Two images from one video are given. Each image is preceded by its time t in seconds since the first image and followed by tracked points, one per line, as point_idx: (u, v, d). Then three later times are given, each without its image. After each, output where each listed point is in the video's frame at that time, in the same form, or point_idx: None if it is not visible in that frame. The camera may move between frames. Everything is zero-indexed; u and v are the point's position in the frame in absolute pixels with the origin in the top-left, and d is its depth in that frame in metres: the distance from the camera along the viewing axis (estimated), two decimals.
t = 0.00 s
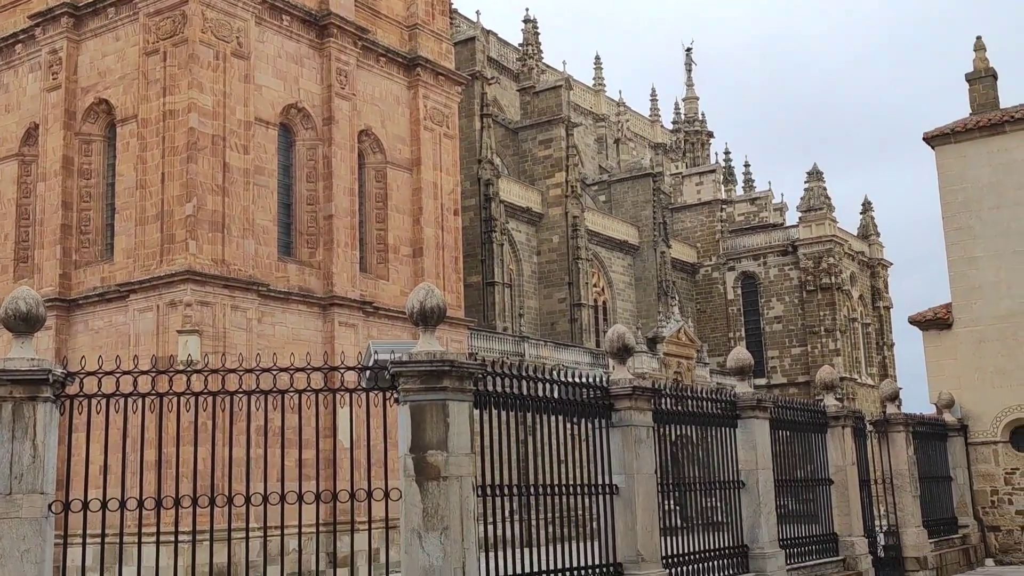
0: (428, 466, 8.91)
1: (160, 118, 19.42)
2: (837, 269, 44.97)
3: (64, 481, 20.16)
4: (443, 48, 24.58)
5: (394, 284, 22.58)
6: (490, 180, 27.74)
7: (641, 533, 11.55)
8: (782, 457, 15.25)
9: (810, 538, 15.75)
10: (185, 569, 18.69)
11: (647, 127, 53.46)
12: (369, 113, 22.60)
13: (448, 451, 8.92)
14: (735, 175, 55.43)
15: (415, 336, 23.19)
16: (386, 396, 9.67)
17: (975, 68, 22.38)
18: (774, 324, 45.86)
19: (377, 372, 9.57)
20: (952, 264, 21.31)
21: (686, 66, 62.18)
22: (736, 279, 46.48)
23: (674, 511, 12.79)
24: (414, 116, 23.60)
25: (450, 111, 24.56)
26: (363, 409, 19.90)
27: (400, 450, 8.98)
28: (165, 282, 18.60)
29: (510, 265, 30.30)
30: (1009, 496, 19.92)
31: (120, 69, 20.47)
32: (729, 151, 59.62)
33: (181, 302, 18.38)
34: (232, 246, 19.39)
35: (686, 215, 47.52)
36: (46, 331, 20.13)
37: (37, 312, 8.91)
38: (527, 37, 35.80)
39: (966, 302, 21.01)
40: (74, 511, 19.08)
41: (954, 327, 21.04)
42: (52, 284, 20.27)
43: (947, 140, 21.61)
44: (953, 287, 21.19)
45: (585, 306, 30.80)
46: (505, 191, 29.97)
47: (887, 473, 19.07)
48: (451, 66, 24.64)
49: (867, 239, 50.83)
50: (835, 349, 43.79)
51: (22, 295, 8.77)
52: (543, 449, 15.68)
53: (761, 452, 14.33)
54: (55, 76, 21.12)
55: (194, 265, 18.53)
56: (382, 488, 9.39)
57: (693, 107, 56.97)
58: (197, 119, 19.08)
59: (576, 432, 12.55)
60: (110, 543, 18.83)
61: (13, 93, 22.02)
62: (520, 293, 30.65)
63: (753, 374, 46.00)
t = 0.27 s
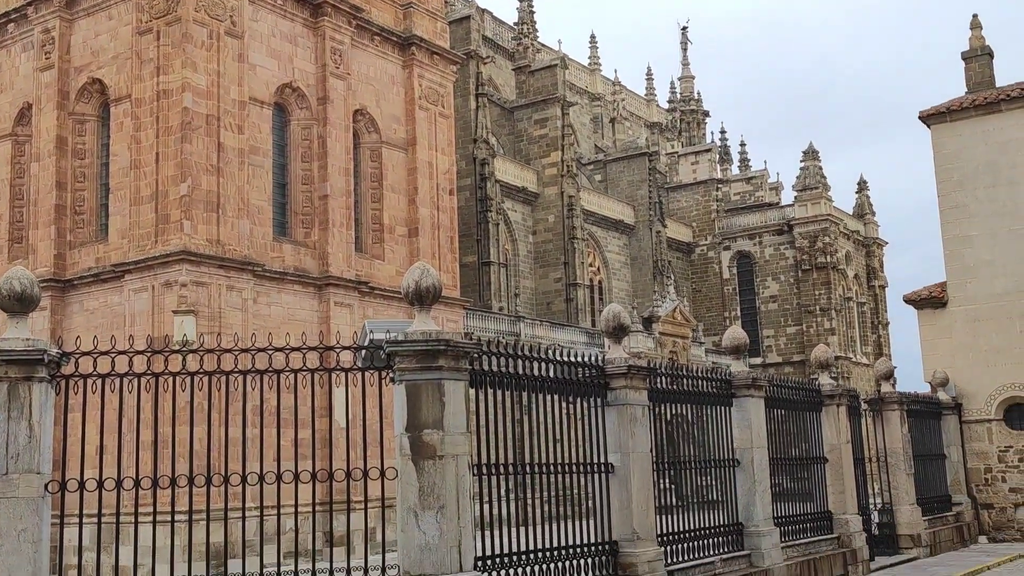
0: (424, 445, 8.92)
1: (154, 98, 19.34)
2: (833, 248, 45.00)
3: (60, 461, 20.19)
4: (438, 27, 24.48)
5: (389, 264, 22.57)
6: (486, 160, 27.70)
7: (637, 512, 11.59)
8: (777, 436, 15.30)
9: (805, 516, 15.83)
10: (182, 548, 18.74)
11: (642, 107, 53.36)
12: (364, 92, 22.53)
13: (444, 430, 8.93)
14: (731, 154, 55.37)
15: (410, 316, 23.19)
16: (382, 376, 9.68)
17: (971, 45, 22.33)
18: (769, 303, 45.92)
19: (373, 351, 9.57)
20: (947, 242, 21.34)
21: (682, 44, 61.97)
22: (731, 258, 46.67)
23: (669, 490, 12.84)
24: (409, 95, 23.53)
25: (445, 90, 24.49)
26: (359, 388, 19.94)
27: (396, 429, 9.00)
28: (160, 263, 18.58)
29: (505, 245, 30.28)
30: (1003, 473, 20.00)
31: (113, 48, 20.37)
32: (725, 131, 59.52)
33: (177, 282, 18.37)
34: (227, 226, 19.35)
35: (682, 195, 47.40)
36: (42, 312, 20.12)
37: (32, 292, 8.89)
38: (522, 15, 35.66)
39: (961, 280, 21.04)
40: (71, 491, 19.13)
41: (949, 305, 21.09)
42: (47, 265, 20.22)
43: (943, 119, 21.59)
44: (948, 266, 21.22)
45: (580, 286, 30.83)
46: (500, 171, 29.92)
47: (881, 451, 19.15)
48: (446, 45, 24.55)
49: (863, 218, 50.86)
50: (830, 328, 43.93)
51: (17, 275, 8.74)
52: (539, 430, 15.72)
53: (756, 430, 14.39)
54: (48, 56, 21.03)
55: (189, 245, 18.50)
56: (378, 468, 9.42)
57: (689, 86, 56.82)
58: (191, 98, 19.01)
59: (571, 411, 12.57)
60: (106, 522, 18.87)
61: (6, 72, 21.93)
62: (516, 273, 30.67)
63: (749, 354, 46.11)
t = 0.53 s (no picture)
0: (427, 431, 8.93)
1: (156, 84, 19.32)
2: (836, 233, 44.94)
3: (65, 447, 20.28)
4: (440, 12, 24.42)
5: (392, 249, 22.57)
6: (488, 145, 27.67)
7: (640, 497, 11.60)
8: (779, 421, 15.31)
9: (808, 500, 15.86)
10: (187, 532, 18.83)
11: (645, 91, 53.21)
12: (366, 77, 22.49)
13: (447, 415, 8.94)
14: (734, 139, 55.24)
15: (413, 301, 23.20)
16: (385, 361, 9.68)
17: (975, 29, 22.24)
18: (773, 288, 45.89)
19: (375, 337, 9.56)
20: (951, 227, 21.30)
21: (685, 28, 61.74)
22: (734, 243, 46.55)
23: (672, 474, 12.85)
24: (411, 80, 23.48)
25: (447, 75, 24.45)
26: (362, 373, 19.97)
27: (399, 414, 9.00)
28: (163, 248, 18.59)
29: (507, 230, 30.28)
30: (1006, 458, 20.02)
31: (115, 33, 20.34)
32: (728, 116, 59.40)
33: (180, 268, 18.38)
34: (230, 212, 19.36)
35: (685, 179, 47.37)
36: (45, 297, 20.15)
37: (35, 278, 8.89)
38: None
39: (965, 265, 21.00)
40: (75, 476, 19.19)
41: (952, 290, 21.05)
42: (50, 251, 20.25)
43: (946, 103, 21.54)
44: (951, 250, 21.19)
45: (583, 271, 30.81)
46: (503, 156, 29.91)
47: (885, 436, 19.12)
48: (448, 29, 24.49)
49: (866, 203, 50.77)
50: (833, 313, 43.89)
51: (19, 260, 8.74)
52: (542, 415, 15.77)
53: (758, 414, 14.40)
54: (49, 41, 20.99)
55: (192, 231, 18.51)
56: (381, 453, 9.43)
57: (692, 71, 56.64)
58: (193, 83, 19.00)
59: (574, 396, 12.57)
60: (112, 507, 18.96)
61: (8, 58, 21.90)
62: (519, 258, 30.66)
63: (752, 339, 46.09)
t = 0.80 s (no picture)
0: (440, 416, 8.94)
1: (168, 70, 19.34)
2: (849, 219, 44.78)
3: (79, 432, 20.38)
4: None
5: (403, 235, 22.59)
6: (500, 131, 27.65)
7: (652, 482, 11.60)
8: (791, 406, 15.29)
9: (820, 486, 15.84)
10: (200, 518, 18.91)
11: (657, 77, 53.03)
12: (377, 63, 22.47)
13: (459, 400, 8.94)
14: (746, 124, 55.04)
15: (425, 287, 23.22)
16: (397, 347, 9.69)
17: (990, 13, 22.07)
18: (785, 275, 45.77)
19: (388, 322, 9.56)
20: (965, 212, 21.20)
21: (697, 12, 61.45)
22: (746, 229, 46.40)
23: (684, 460, 12.85)
24: (422, 66, 23.44)
25: (459, 61, 24.41)
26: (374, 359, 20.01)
27: (411, 400, 9.01)
28: (176, 235, 18.64)
29: (519, 216, 30.26)
30: (1019, 444, 19.95)
31: (127, 20, 20.36)
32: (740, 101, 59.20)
33: (192, 255, 18.43)
34: (242, 198, 19.39)
35: (697, 165, 47.26)
36: (59, 284, 20.24)
37: (50, 265, 8.92)
38: None
39: (979, 251, 20.90)
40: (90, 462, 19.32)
41: (965, 276, 20.97)
42: (63, 237, 20.33)
43: (961, 88, 21.39)
44: (965, 235, 21.09)
45: (595, 257, 30.79)
46: (514, 142, 29.87)
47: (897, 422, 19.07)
48: (459, 15, 24.43)
49: (879, 188, 50.56)
50: (846, 299, 43.76)
51: (33, 246, 8.78)
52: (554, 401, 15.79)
53: (771, 400, 14.37)
54: (62, 28, 21.04)
55: (204, 218, 18.56)
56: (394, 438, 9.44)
57: (704, 56, 56.41)
58: (205, 70, 19.01)
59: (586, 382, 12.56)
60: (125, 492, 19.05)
61: (20, 45, 21.96)
62: (530, 244, 30.65)
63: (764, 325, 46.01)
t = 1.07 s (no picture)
0: (456, 407, 8.95)
1: (184, 63, 19.39)
2: (866, 211, 44.58)
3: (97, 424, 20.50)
4: None
5: (419, 227, 22.61)
6: (515, 122, 27.63)
7: (668, 474, 11.58)
8: (808, 398, 15.24)
9: (836, 478, 15.79)
10: (218, 508, 19.01)
11: (673, 68, 52.88)
12: (393, 55, 22.47)
13: (475, 391, 8.95)
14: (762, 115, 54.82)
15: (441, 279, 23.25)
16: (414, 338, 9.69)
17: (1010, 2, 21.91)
18: (801, 266, 45.61)
19: (404, 314, 9.56)
20: (984, 203, 21.08)
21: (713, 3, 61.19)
22: (763, 221, 46.23)
23: (700, 452, 12.83)
24: (438, 57, 23.44)
25: (475, 53, 24.39)
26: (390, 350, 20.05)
27: (427, 391, 9.02)
28: (192, 227, 18.70)
29: (535, 208, 30.25)
30: None
31: (144, 13, 20.42)
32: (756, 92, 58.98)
33: (209, 246, 18.49)
34: (258, 190, 19.44)
35: (713, 157, 47.15)
36: (77, 276, 20.34)
37: (68, 257, 8.96)
38: None
39: (998, 242, 20.79)
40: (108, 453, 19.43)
41: (983, 268, 20.87)
42: (81, 229, 20.42)
43: (978, 78, 21.27)
44: (983, 227, 20.98)
45: (611, 249, 30.76)
46: (530, 134, 29.85)
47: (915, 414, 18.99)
48: (475, 6, 24.40)
49: (897, 179, 50.32)
50: (863, 291, 43.59)
51: (53, 238, 8.82)
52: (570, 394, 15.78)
53: (787, 392, 14.33)
54: (79, 21, 21.11)
55: (221, 209, 18.62)
56: (411, 429, 9.46)
57: (721, 47, 56.20)
58: (221, 62, 19.06)
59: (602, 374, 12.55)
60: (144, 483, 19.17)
61: (38, 38, 22.05)
62: (546, 237, 30.64)
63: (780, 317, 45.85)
